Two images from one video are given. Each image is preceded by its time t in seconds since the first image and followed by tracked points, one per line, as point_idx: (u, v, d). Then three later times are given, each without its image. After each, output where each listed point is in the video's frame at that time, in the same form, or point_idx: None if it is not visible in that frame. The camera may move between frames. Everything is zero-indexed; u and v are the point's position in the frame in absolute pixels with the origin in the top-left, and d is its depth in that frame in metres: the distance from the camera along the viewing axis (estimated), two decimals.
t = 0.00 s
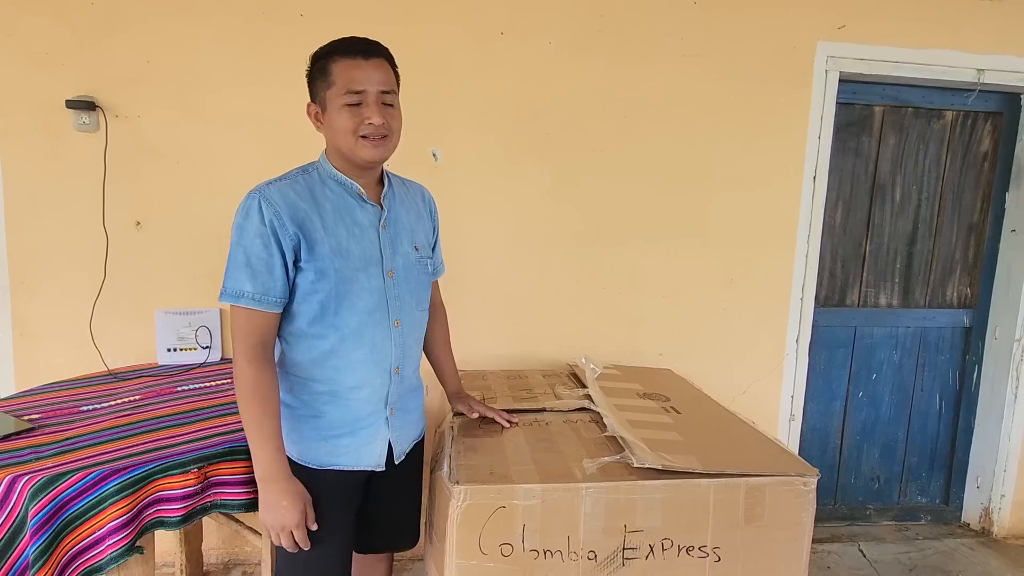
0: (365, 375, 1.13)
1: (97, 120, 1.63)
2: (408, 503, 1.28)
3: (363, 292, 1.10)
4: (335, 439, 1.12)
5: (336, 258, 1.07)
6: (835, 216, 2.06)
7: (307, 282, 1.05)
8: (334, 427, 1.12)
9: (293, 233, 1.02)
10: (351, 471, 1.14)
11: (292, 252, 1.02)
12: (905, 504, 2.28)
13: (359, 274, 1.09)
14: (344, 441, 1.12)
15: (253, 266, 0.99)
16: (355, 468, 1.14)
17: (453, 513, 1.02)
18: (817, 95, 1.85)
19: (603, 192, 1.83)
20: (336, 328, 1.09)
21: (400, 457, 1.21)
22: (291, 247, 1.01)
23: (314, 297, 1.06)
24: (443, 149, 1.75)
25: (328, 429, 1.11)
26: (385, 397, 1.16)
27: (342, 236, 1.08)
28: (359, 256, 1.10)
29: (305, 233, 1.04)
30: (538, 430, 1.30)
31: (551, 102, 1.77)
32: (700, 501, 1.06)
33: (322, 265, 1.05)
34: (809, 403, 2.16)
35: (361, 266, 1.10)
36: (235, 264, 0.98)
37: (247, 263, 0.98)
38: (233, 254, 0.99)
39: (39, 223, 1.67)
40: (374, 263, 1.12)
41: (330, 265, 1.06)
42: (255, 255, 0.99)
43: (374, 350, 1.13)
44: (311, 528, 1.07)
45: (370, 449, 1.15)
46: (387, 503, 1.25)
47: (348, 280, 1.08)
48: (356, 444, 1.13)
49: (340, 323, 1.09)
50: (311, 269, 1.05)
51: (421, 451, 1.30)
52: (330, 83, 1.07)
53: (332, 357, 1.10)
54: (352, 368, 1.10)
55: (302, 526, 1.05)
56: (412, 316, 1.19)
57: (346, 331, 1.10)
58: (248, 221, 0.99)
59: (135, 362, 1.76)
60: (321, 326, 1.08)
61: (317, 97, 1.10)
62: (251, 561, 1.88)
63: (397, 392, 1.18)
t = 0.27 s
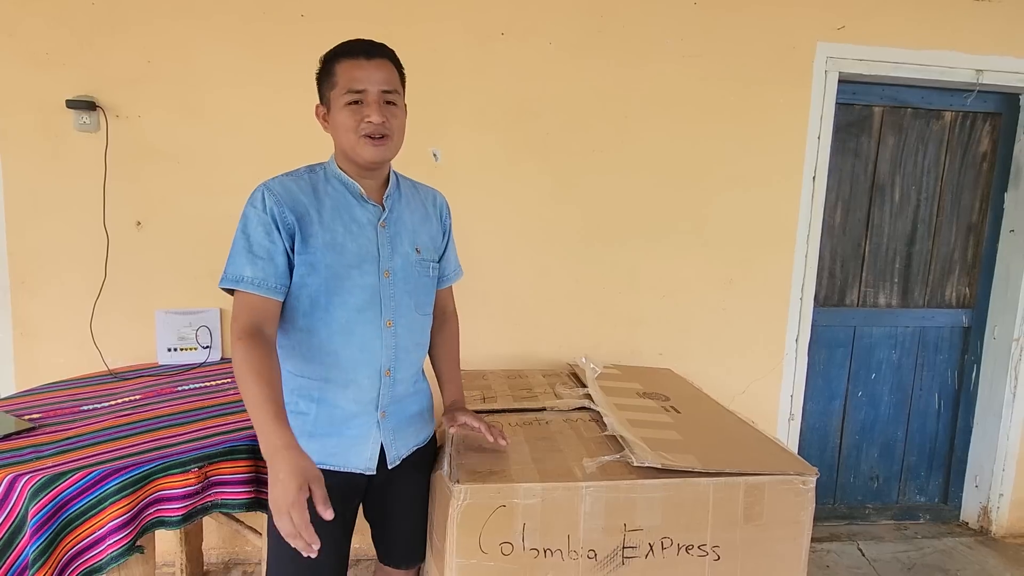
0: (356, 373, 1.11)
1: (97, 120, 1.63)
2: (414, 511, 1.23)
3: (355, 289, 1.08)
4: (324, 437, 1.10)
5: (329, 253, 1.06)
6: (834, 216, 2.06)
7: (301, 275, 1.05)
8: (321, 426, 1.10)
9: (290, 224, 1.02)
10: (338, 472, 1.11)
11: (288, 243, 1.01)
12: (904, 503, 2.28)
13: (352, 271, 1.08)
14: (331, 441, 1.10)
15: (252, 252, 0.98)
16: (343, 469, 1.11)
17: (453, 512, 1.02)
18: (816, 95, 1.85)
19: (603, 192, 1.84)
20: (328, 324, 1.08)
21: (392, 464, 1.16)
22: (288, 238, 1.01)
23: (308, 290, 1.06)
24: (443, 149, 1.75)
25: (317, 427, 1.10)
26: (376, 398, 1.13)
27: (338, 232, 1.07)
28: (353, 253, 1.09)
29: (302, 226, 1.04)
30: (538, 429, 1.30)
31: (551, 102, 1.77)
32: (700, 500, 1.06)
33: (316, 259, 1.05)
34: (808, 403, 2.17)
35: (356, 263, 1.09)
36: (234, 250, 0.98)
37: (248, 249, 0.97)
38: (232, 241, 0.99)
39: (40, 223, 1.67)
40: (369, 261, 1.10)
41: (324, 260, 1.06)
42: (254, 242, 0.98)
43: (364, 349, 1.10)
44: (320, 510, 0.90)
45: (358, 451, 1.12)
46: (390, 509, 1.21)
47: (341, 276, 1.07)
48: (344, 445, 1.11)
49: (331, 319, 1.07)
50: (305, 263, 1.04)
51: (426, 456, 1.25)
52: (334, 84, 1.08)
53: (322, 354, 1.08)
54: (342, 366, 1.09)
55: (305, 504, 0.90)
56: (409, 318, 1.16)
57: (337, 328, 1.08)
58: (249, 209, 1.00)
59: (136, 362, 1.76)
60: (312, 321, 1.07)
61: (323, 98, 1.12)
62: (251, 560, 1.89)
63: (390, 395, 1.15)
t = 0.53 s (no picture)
0: (351, 365, 1.10)
1: (98, 121, 1.64)
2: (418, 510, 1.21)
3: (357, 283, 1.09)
4: (316, 424, 1.11)
5: (336, 246, 1.08)
6: (832, 216, 2.07)
7: (313, 259, 1.08)
8: (317, 412, 1.11)
9: (310, 210, 1.06)
10: (326, 460, 1.11)
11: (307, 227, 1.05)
12: (902, 502, 2.29)
13: (355, 266, 1.09)
14: (324, 428, 1.10)
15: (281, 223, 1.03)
16: (331, 458, 1.11)
17: (452, 511, 1.03)
18: (813, 96, 1.86)
19: (601, 193, 1.84)
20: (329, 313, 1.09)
21: (383, 458, 1.14)
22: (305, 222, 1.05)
23: (317, 276, 1.08)
24: (442, 150, 1.76)
25: (311, 412, 1.11)
26: (369, 393, 1.11)
27: (350, 227, 1.09)
28: (358, 250, 1.09)
29: (320, 214, 1.07)
30: (538, 428, 1.31)
31: (550, 104, 1.78)
32: (697, 499, 1.07)
33: (326, 248, 1.08)
34: (806, 402, 2.17)
35: (360, 259, 1.09)
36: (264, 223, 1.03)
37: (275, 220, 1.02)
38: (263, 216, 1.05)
39: (40, 224, 1.67)
40: (374, 260, 1.09)
41: (331, 250, 1.08)
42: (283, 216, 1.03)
43: (358, 344, 1.10)
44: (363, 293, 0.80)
45: (349, 443, 1.11)
46: (389, 508, 1.20)
47: (343, 269, 1.08)
48: (335, 435, 1.11)
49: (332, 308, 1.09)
50: (318, 250, 1.07)
51: (428, 457, 1.22)
52: (358, 92, 1.12)
53: (322, 342, 1.10)
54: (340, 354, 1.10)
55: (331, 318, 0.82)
56: (410, 321, 1.13)
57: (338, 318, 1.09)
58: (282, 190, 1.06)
59: (136, 362, 1.76)
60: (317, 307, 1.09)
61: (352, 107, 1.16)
62: (251, 559, 1.89)
63: (386, 393, 1.13)
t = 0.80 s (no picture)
0: (336, 361, 1.09)
1: (95, 120, 1.63)
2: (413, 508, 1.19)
3: (346, 277, 1.08)
4: (303, 417, 1.10)
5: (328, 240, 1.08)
6: (833, 216, 2.06)
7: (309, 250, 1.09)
8: (305, 405, 1.11)
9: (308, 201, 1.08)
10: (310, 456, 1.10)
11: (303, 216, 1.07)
12: (903, 503, 2.28)
13: (345, 260, 1.08)
14: (310, 422, 1.10)
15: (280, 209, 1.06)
16: (315, 455, 1.10)
17: (451, 512, 1.02)
18: (814, 96, 1.85)
19: (601, 192, 1.83)
20: (320, 305, 1.09)
21: (366, 461, 1.11)
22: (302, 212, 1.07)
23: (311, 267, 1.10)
24: (441, 149, 1.75)
25: (299, 405, 1.11)
26: (353, 391, 1.09)
27: (342, 221, 1.09)
28: (349, 244, 1.08)
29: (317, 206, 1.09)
30: (538, 428, 1.30)
31: (549, 102, 1.77)
32: (698, 499, 1.06)
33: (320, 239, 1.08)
34: (807, 402, 2.16)
35: (349, 253, 1.08)
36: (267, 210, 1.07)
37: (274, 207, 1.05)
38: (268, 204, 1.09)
39: (37, 223, 1.67)
40: (363, 255, 1.09)
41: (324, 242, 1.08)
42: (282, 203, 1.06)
43: (344, 340, 1.09)
44: (305, 206, 0.90)
45: (333, 441, 1.10)
46: (381, 509, 1.18)
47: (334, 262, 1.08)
48: (319, 431, 1.10)
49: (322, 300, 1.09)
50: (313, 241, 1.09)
51: (422, 461, 1.19)
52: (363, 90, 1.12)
53: (312, 336, 1.10)
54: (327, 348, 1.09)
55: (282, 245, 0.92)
56: (398, 320, 1.11)
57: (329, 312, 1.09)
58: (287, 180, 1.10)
59: (134, 362, 1.76)
60: (310, 298, 1.10)
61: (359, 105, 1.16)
62: (249, 560, 1.88)
63: (372, 392, 1.11)
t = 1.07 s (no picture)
0: (319, 370, 1.06)
1: (93, 120, 1.63)
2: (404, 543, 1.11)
3: (328, 282, 1.06)
4: (287, 429, 1.08)
5: (308, 246, 1.07)
6: (834, 216, 2.06)
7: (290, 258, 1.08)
8: (290, 416, 1.08)
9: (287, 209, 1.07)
10: (295, 470, 1.08)
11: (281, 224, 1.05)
12: (904, 504, 2.27)
13: (327, 265, 1.06)
14: (295, 434, 1.07)
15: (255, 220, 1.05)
16: (300, 469, 1.07)
17: (451, 514, 1.01)
18: (815, 96, 1.84)
19: (602, 192, 1.83)
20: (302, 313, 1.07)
21: (350, 477, 1.07)
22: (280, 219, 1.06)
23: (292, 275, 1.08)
24: (441, 148, 1.74)
25: (284, 416, 1.09)
26: (337, 401, 1.06)
27: (322, 225, 1.07)
28: (331, 248, 1.06)
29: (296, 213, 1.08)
30: (537, 430, 1.29)
31: (550, 102, 1.77)
32: (700, 501, 1.05)
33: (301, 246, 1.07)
34: (808, 403, 2.16)
35: (331, 257, 1.06)
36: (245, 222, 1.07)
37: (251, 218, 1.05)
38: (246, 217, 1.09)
39: (35, 223, 1.66)
40: (346, 258, 1.07)
41: (305, 248, 1.07)
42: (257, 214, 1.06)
43: (327, 348, 1.06)
44: (280, 260, 0.88)
45: (318, 455, 1.06)
46: (369, 534, 1.11)
47: (317, 268, 1.06)
48: (304, 444, 1.07)
49: (304, 308, 1.07)
50: (294, 248, 1.07)
51: (413, 483, 1.12)
52: (351, 83, 1.10)
53: (296, 345, 1.08)
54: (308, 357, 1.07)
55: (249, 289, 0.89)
56: (384, 325, 1.08)
57: (312, 319, 1.07)
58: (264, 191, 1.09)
59: (133, 362, 1.75)
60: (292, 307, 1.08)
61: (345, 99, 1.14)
62: (248, 562, 1.88)
63: (357, 403, 1.07)
